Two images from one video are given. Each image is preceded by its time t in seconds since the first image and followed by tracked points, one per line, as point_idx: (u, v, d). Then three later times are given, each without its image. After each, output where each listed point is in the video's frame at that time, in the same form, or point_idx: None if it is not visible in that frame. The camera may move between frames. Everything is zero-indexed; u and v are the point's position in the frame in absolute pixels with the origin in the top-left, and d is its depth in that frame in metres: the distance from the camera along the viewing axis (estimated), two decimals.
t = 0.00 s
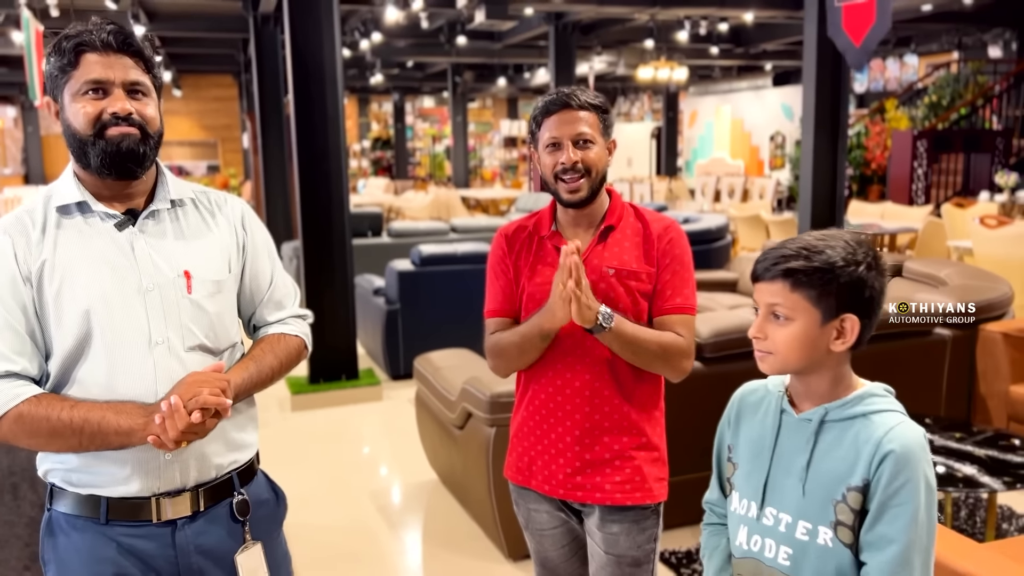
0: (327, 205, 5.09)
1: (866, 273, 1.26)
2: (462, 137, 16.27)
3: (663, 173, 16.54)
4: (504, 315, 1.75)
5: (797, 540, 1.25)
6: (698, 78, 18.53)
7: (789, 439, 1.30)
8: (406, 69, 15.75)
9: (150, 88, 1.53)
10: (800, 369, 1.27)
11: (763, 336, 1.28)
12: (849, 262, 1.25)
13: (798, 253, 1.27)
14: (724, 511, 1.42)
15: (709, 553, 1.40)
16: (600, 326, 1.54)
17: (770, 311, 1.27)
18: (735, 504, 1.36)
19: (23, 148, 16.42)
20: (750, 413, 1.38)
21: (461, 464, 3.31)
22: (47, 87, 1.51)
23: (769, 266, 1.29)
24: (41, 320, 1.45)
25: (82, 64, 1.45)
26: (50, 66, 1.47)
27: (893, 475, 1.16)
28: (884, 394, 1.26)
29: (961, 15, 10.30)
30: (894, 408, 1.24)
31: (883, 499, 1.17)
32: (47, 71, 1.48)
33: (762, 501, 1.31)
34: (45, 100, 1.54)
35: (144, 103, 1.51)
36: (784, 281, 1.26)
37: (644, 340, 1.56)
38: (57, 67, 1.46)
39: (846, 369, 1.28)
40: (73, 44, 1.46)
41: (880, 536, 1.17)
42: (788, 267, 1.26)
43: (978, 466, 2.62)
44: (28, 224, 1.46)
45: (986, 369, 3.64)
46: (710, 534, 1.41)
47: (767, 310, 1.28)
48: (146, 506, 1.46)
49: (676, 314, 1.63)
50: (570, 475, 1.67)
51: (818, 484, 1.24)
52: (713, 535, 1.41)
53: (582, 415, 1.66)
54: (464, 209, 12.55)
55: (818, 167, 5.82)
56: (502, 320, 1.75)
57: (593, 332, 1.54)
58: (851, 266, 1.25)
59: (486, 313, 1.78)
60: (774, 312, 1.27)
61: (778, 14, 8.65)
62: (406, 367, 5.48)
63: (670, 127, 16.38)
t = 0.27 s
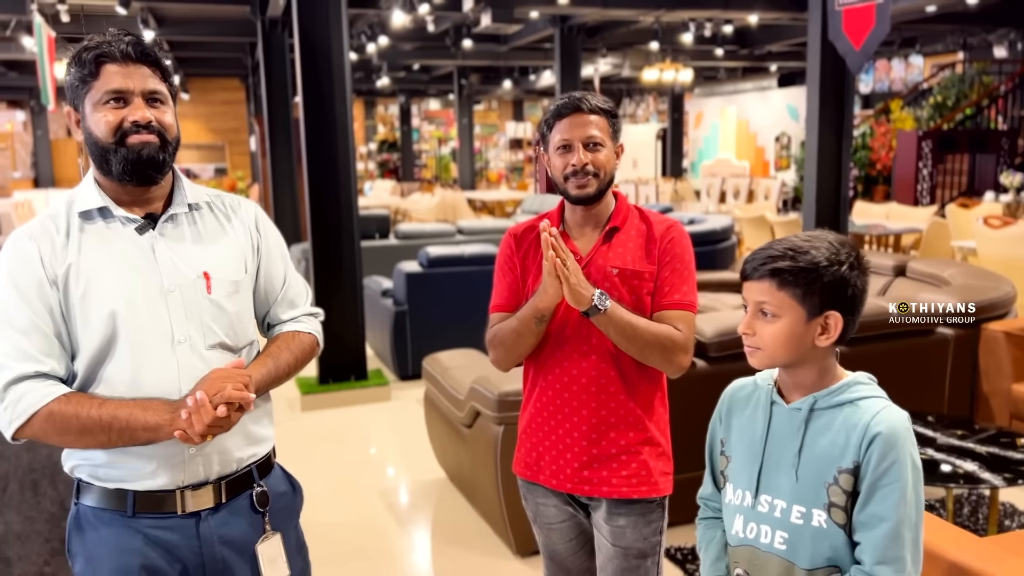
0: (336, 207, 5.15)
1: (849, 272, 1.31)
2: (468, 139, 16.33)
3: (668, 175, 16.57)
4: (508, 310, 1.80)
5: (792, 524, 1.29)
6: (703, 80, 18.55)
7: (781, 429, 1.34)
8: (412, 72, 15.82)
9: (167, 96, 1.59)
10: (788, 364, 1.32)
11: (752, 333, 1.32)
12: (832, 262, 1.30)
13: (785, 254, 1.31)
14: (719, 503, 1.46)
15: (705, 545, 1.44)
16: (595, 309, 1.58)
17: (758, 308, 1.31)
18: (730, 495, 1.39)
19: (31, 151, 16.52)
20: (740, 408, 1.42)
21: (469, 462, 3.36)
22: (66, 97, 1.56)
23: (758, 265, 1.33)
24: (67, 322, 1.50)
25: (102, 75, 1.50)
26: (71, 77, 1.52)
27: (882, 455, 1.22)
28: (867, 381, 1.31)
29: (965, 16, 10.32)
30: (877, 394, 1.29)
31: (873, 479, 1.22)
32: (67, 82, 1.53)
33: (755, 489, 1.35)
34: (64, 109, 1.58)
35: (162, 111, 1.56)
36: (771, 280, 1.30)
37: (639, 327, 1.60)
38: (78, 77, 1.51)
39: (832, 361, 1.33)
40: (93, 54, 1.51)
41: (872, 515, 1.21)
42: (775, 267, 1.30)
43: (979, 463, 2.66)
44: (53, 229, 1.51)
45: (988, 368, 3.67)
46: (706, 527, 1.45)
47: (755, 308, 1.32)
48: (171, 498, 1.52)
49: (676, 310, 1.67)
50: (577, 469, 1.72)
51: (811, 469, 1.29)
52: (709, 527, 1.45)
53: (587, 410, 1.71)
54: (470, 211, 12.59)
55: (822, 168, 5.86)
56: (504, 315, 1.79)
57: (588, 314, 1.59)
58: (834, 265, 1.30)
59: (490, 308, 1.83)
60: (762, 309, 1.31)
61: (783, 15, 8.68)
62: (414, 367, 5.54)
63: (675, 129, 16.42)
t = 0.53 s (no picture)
0: (345, 209, 5.20)
1: (843, 269, 1.35)
2: (474, 141, 16.40)
3: (674, 176, 16.59)
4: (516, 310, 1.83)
5: (790, 517, 1.33)
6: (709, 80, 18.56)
7: (779, 425, 1.38)
8: (419, 75, 15.89)
9: (188, 104, 1.64)
10: (784, 356, 1.35)
11: (750, 325, 1.37)
12: (827, 258, 1.34)
13: (780, 250, 1.35)
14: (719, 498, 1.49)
15: (706, 539, 1.47)
16: (617, 296, 1.60)
17: (755, 301, 1.35)
18: (730, 490, 1.43)
19: (42, 156, 16.68)
20: (740, 405, 1.46)
21: (478, 460, 3.41)
22: (90, 105, 1.61)
23: (756, 261, 1.38)
24: (93, 324, 1.55)
25: (126, 84, 1.55)
26: (95, 86, 1.57)
27: (879, 451, 1.25)
28: (864, 379, 1.35)
29: (971, 16, 10.32)
30: (873, 391, 1.33)
31: (870, 474, 1.26)
32: (92, 90, 1.58)
33: (756, 484, 1.38)
34: (88, 117, 1.64)
35: (184, 119, 1.61)
36: (766, 275, 1.34)
37: (655, 320, 1.62)
38: (103, 86, 1.56)
39: (829, 357, 1.36)
40: (118, 65, 1.56)
41: (869, 508, 1.25)
42: (772, 261, 1.35)
43: (983, 460, 2.69)
44: (80, 234, 1.56)
45: (993, 367, 3.69)
46: (706, 522, 1.48)
47: (752, 302, 1.37)
48: (191, 491, 1.56)
49: (682, 308, 1.71)
50: (584, 465, 1.76)
51: (809, 464, 1.32)
52: (710, 522, 1.48)
53: (594, 408, 1.75)
54: (477, 213, 12.65)
55: (828, 169, 5.89)
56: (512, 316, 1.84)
57: (610, 301, 1.60)
58: (828, 261, 1.34)
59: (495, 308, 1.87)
60: (759, 303, 1.35)
61: (788, 17, 8.72)
62: (423, 368, 5.59)
63: (681, 130, 16.45)
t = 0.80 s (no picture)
0: (354, 214, 5.25)
1: (839, 273, 1.38)
2: (482, 145, 16.47)
3: (682, 178, 16.60)
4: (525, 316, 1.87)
5: (789, 515, 1.36)
6: (716, 82, 18.56)
7: (778, 426, 1.41)
8: (427, 79, 15.97)
9: (206, 117, 1.69)
10: (780, 358, 1.39)
11: (749, 328, 1.40)
12: (824, 262, 1.37)
13: (779, 255, 1.39)
14: (719, 496, 1.53)
15: (706, 537, 1.51)
16: (652, 303, 1.62)
17: (754, 303, 1.39)
18: (730, 489, 1.46)
19: (54, 161, 16.82)
20: (739, 406, 1.49)
21: (487, 462, 3.45)
22: (112, 117, 1.66)
23: (755, 265, 1.41)
24: (113, 330, 1.60)
25: (148, 98, 1.60)
26: (117, 99, 1.62)
27: (873, 451, 1.29)
28: (860, 380, 1.38)
29: (977, 17, 10.32)
30: (868, 392, 1.36)
31: (864, 473, 1.29)
32: (114, 104, 1.63)
33: (755, 483, 1.42)
34: (110, 129, 1.69)
35: (202, 133, 1.66)
36: (765, 278, 1.38)
37: (679, 328, 1.66)
38: (125, 100, 1.61)
39: (825, 360, 1.40)
40: (140, 79, 1.61)
41: (864, 506, 1.29)
42: (770, 265, 1.38)
43: (986, 461, 2.71)
44: (100, 242, 1.61)
45: (998, 368, 3.71)
46: (706, 521, 1.52)
47: (752, 304, 1.40)
48: (204, 490, 1.61)
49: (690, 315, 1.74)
50: (588, 466, 1.80)
51: (806, 464, 1.36)
52: (710, 520, 1.52)
53: (597, 410, 1.79)
54: (485, 216, 12.70)
55: (834, 171, 5.91)
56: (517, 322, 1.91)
57: (646, 306, 1.63)
58: (824, 265, 1.37)
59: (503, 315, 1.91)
60: (757, 305, 1.39)
61: (794, 20, 8.75)
62: (431, 370, 5.63)
63: (688, 132, 16.46)
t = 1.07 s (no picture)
0: (366, 219, 5.30)
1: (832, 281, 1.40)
2: (494, 149, 16.52)
3: (694, 181, 16.59)
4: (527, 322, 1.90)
5: (783, 514, 1.39)
6: (728, 85, 18.52)
7: (772, 428, 1.44)
8: (439, 84, 16.04)
9: (218, 130, 1.73)
10: (773, 361, 1.41)
11: (743, 331, 1.43)
12: (818, 270, 1.40)
13: (775, 261, 1.41)
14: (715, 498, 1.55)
15: (704, 537, 1.53)
16: (666, 309, 1.64)
17: (748, 307, 1.42)
18: (725, 489, 1.49)
19: (71, 167, 17.02)
20: (735, 408, 1.52)
21: (496, 464, 3.48)
22: (128, 129, 1.71)
23: (752, 270, 1.44)
24: (126, 335, 1.65)
25: (161, 112, 1.65)
26: (133, 112, 1.67)
27: (863, 452, 1.31)
28: (852, 383, 1.41)
29: (991, 18, 10.27)
30: (859, 395, 1.38)
31: (855, 473, 1.32)
32: (130, 116, 1.68)
33: (750, 483, 1.44)
34: (126, 140, 1.74)
35: (213, 145, 1.70)
36: (760, 283, 1.40)
37: (692, 333, 1.68)
38: (140, 113, 1.66)
39: (817, 364, 1.42)
40: (154, 93, 1.65)
41: (855, 506, 1.31)
42: (766, 271, 1.41)
43: (993, 464, 2.71)
44: (114, 250, 1.66)
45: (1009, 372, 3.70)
46: (704, 522, 1.54)
47: (746, 308, 1.43)
48: (214, 491, 1.65)
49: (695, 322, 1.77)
50: (589, 469, 1.83)
51: (799, 464, 1.38)
52: (707, 521, 1.55)
53: (599, 414, 1.81)
54: (496, 220, 12.73)
55: (845, 174, 5.90)
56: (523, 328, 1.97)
57: (660, 312, 1.65)
58: (818, 273, 1.39)
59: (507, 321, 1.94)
60: (752, 309, 1.42)
61: (805, 22, 8.74)
62: (442, 374, 5.67)
63: (700, 135, 16.44)
